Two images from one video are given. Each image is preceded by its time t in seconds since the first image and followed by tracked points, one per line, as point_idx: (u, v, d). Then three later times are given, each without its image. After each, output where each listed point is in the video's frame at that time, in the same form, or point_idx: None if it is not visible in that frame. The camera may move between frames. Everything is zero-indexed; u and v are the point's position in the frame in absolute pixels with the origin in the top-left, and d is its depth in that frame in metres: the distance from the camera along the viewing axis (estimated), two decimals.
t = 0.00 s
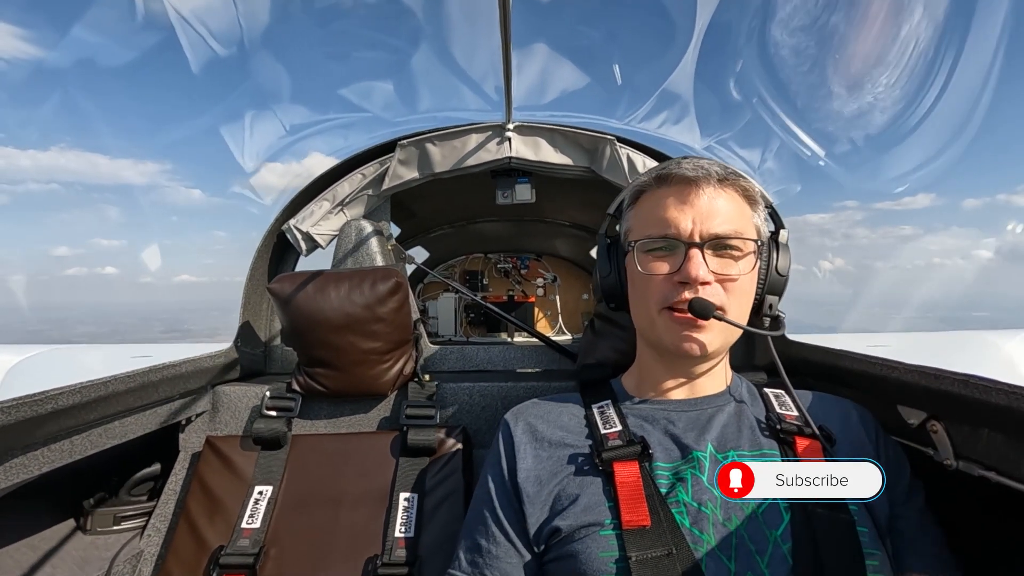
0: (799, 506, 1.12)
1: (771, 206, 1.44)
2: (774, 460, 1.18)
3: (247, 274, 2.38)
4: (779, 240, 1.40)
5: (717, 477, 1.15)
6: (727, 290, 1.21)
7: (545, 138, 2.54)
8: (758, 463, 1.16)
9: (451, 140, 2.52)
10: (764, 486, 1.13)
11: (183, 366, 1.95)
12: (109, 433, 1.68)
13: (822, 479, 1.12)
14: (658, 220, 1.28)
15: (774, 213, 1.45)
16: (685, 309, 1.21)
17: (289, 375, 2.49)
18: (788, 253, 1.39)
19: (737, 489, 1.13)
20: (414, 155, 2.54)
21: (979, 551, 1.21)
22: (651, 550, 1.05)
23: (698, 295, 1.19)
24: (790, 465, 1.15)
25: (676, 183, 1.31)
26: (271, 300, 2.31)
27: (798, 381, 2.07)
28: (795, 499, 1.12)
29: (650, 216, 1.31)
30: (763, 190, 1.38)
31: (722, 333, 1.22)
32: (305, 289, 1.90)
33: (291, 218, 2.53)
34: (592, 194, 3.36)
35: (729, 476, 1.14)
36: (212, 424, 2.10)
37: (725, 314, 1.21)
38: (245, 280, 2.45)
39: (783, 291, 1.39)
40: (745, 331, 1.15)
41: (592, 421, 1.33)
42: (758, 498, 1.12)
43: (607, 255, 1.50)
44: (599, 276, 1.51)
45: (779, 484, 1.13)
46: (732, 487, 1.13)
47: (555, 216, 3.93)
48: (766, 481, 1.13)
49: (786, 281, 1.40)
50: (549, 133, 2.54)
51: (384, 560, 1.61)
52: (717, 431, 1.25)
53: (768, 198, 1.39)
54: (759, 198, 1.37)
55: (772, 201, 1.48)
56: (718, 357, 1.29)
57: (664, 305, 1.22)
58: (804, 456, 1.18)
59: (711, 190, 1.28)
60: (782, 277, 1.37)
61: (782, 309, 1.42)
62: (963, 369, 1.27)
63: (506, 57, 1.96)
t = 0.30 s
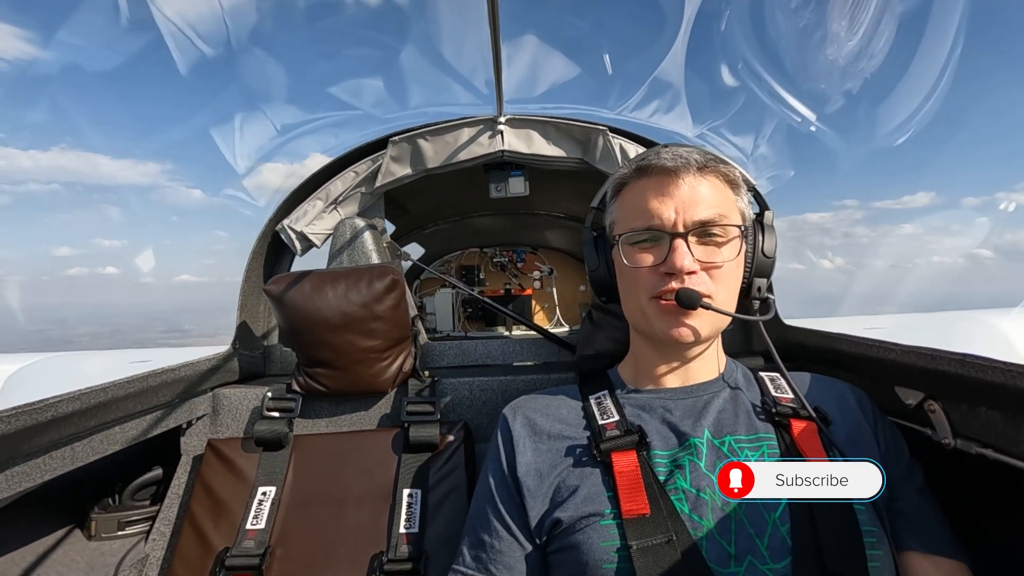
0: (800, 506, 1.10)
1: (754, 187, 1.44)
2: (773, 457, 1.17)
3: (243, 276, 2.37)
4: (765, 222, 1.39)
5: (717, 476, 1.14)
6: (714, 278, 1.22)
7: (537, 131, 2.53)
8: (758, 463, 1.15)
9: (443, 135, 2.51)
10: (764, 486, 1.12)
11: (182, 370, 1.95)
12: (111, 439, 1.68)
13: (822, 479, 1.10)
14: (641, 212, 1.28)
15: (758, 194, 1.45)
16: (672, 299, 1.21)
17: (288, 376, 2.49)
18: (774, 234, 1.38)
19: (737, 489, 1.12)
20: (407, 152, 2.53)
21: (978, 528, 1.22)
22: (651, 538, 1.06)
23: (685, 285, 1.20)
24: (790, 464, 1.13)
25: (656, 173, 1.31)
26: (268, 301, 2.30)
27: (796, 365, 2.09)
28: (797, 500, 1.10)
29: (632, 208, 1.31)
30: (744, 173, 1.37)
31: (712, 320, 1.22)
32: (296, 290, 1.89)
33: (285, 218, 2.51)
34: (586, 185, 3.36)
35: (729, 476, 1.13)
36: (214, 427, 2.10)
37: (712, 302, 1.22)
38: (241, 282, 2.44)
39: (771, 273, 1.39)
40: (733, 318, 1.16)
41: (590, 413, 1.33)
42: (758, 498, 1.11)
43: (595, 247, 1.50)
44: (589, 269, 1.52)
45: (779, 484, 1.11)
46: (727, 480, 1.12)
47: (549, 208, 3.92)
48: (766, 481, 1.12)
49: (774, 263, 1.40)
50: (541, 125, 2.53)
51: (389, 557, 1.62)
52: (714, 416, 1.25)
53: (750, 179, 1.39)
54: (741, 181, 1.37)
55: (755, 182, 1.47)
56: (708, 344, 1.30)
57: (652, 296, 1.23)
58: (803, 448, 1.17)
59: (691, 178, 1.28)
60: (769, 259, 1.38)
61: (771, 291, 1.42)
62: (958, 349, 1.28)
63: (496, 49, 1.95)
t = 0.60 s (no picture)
0: (799, 507, 1.10)
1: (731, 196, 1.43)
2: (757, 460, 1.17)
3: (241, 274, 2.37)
4: (742, 230, 1.40)
5: (717, 477, 1.14)
6: (692, 292, 1.22)
7: (539, 137, 2.54)
8: (757, 462, 1.15)
9: (445, 138, 2.51)
10: (764, 486, 1.12)
11: (177, 367, 1.94)
12: (102, 434, 1.67)
13: (822, 479, 1.11)
14: (617, 228, 1.29)
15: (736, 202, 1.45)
16: (651, 315, 1.22)
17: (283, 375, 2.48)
18: (752, 242, 1.39)
19: (737, 489, 1.12)
20: (408, 154, 2.53)
21: (967, 545, 1.22)
22: (633, 551, 1.06)
23: (664, 302, 1.20)
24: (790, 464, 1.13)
25: (630, 189, 1.31)
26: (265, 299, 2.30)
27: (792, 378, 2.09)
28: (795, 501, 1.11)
29: (609, 224, 1.31)
30: (720, 184, 1.37)
31: (691, 335, 1.23)
32: (282, 294, 1.89)
33: (285, 217, 2.52)
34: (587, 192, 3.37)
35: (729, 476, 1.13)
36: (207, 425, 2.09)
37: (691, 317, 1.22)
38: (239, 280, 2.44)
39: (751, 282, 1.39)
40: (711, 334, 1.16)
41: (576, 424, 1.33)
42: (758, 498, 1.12)
43: (576, 260, 1.51)
44: (572, 282, 1.53)
45: (779, 485, 1.12)
46: (723, 482, 1.13)
47: (549, 214, 3.93)
48: (766, 481, 1.12)
49: (753, 272, 1.39)
50: (543, 131, 2.54)
51: (380, 559, 1.62)
52: (697, 428, 1.25)
53: (726, 190, 1.39)
54: (718, 192, 1.37)
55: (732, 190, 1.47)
56: (690, 357, 1.30)
57: (632, 312, 1.24)
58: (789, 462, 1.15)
59: (665, 193, 1.28)
60: (748, 269, 1.37)
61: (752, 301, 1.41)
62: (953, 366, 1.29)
63: (501, 55, 1.96)
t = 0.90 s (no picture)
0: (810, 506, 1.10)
1: (780, 211, 1.44)
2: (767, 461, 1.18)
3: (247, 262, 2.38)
4: (784, 245, 1.41)
5: (717, 478, 1.14)
6: (726, 296, 1.22)
7: (548, 132, 2.53)
8: (756, 463, 1.16)
9: (454, 131, 2.51)
10: (764, 486, 1.12)
11: (183, 352, 1.95)
12: (107, 417, 1.69)
13: (821, 479, 1.11)
14: (663, 216, 1.28)
15: (782, 218, 1.45)
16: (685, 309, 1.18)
17: (287, 364, 2.50)
18: (791, 258, 1.39)
19: (737, 489, 1.12)
20: (417, 146, 2.53)
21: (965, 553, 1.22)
22: (641, 535, 1.05)
23: (699, 297, 1.18)
24: (790, 464, 1.14)
25: (686, 179, 1.30)
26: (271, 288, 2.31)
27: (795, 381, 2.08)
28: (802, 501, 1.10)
29: (656, 211, 1.30)
30: (774, 194, 1.38)
31: (715, 336, 1.21)
32: (302, 277, 1.90)
33: (292, 207, 2.52)
34: (594, 190, 3.35)
35: (729, 476, 1.14)
36: (211, 411, 2.10)
37: (721, 319, 1.22)
38: (246, 268, 2.46)
39: (781, 297, 1.40)
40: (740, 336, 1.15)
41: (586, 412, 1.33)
42: (759, 498, 1.12)
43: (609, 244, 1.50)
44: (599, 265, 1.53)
45: (779, 484, 1.12)
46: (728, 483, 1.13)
47: (556, 211, 3.93)
48: (766, 481, 1.12)
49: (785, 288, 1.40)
50: (553, 127, 2.52)
51: (377, 550, 1.62)
52: (707, 420, 1.26)
53: (777, 202, 1.40)
54: (768, 202, 1.38)
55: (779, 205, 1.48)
56: (713, 356, 1.30)
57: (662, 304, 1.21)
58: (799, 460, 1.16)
59: (722, 190, 1.28)
60: (782, 284, 1.38)
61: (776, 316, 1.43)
62: (959, 374, 1.27)
63: (513, 49, 1.95)
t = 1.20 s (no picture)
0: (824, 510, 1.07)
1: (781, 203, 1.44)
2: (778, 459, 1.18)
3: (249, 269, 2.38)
4: (786, 237, 1.40)
5: (717, 477, 1.13)
6: (730, 285, 1.21)
7: (546, 131, 2.53)
8: (757, 463, 1.14)
9: (451, 133, 2.51)
10: (764, 487, 1.10)
11: (187, 361, 1.96)
12: (113, 429, 1.69)
13: (822, 479, 1.09)
14: (665, 210, 1.28)
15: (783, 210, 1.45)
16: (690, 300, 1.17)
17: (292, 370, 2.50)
18: (793, 249, 1.40)
19: (737, 489, 1.11)
20: (415, 149, 2.53)
21: (977, 541, 1.21)
22: (654, 532, 1.05)
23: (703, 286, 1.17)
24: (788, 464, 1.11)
25: (686, 173, 1.30)
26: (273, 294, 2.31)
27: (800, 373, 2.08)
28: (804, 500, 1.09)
29: (657, 206, 1.30)
30: (774, 185, 1.38)
31: (722, 325, 1.19)
32: (303, 282, 1.90)
33: (292, 213, 2.53)
34: (593, 187, 3.35)
35: (729, 476, 1.12)
36: (216, 419, 2.11)
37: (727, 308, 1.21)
38: (248, 275, 2.46)
39: (786, 288, 1.39)
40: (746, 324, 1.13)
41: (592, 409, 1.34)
42: (757, 498, 1.10)
43: (612, 242, 1.49)
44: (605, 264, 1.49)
45: (779, 484, 1.09)
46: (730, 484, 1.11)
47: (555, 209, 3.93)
48: (766, 481, 1.10)
49: (790, 279, 1.40)
50: (550, 126, 2.52)
51: (387, 553, 1.63)
52: (716, 416, 1.26)
53: (778, 193, 1.39)
54: (769, 193, 1.37)
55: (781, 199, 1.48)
56: (719, 348, 1.28)
57: (667, 295, 1.20)
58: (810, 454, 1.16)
59: (722, 182, 1.28)
60: (787, 274, 1.38)
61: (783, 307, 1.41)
62: (965, 362, 1.27)
63: (508, 50, 1.95)
